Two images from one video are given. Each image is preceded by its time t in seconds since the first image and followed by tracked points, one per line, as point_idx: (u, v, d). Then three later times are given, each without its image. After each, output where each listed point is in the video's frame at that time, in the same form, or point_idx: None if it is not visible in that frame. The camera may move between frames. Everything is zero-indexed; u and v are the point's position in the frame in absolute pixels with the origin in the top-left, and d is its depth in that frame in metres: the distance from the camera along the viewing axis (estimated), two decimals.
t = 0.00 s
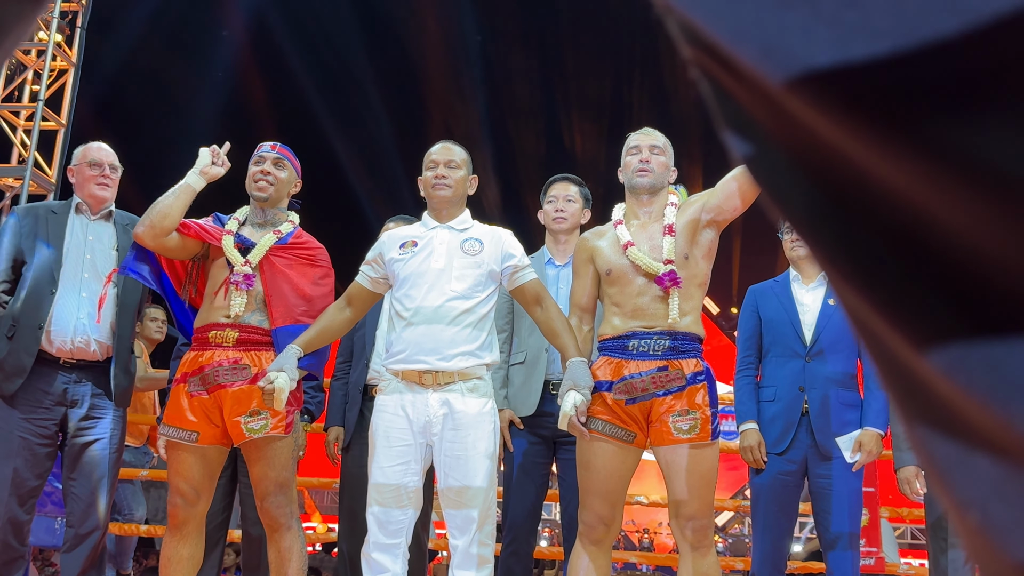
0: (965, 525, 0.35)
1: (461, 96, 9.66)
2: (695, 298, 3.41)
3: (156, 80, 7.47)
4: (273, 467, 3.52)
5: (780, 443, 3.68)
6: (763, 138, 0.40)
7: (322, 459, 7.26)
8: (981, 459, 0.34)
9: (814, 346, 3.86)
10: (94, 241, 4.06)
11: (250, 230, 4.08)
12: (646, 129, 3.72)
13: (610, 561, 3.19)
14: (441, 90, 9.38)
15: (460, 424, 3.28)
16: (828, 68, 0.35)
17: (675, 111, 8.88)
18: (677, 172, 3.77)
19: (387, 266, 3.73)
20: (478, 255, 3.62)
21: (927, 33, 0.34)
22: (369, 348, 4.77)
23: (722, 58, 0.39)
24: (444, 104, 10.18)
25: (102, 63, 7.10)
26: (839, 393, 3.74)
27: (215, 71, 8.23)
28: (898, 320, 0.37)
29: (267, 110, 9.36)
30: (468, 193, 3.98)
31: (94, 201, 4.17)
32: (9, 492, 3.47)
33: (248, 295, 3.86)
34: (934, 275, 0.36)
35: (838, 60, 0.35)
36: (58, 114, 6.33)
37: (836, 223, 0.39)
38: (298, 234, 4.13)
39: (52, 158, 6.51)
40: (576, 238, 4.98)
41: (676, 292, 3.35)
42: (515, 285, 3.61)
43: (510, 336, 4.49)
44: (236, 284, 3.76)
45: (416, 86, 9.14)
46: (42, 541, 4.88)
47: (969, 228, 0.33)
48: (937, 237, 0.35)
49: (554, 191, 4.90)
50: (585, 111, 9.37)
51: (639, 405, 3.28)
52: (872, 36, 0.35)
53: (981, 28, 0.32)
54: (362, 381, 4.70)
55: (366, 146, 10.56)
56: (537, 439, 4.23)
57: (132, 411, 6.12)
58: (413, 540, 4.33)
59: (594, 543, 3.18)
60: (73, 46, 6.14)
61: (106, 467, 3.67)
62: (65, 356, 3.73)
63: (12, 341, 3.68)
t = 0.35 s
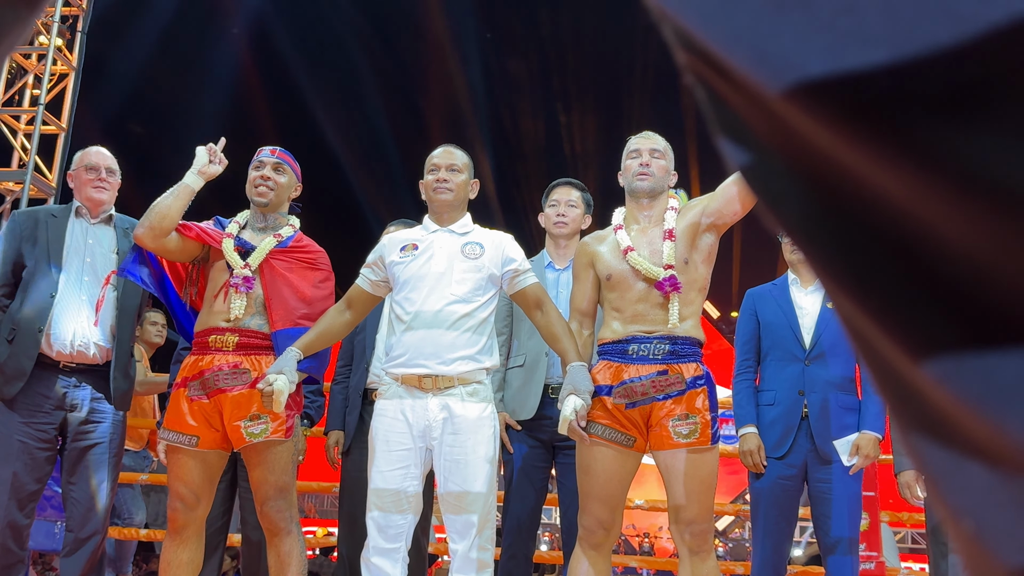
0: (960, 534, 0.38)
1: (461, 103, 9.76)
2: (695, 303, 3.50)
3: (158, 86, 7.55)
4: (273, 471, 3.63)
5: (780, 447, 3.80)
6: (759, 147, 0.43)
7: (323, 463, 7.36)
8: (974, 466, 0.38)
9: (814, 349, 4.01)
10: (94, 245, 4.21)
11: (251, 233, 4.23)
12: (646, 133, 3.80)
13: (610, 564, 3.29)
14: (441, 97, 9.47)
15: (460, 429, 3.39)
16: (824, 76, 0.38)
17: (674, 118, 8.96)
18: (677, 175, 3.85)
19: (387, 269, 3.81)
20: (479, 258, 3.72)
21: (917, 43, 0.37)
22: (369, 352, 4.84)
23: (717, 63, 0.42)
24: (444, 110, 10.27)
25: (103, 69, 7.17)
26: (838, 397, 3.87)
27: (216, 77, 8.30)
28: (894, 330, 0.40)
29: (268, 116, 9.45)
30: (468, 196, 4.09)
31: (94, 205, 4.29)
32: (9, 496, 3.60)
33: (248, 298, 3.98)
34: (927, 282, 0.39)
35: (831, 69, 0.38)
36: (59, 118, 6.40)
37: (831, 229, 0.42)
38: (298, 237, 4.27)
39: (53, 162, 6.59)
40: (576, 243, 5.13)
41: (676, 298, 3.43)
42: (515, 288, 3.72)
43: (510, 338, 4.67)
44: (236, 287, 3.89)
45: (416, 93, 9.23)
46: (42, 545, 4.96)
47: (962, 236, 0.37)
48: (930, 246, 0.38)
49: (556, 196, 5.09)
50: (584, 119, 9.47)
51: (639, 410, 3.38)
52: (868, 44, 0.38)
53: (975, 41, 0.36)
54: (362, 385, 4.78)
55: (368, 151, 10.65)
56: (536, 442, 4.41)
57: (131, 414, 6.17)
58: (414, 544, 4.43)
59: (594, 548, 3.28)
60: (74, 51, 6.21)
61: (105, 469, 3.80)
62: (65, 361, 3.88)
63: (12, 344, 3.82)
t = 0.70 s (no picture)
0: (964, 530, 0.43)
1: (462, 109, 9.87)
2: (695, 305, 3.79)
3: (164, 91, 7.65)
4: (274, 473, 3.81)
5: (780, 450, 3.97)
6: (765, 150, 0.48)
7: (326, 465, 7.49)
8: (976, 465, 0.42)
9: (815, 351, 4.17)
10: (94, 247, 4.33)
11: (253, 236, 4.40)
12: (646, 135, 4.07)
13: (611, 567, 3.50)
14: (443, 102, 9.58)
15: (462, 431, 3.62)
16: (829, 80, 0.43)
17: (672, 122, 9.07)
18: (677, 178, 4.14)
19: (389, 273, 4.05)
20: (480, 262, 3.95)
21: (913, 52, 0.42)
22: (370, 355, 4.92)
23: (718, 65, 0.47)
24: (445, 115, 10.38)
25: (107, 73, 7.25)
26: (838, 399, 4.05)
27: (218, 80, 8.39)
28: (897, 333, 0.44)
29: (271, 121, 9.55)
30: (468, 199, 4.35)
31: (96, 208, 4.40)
32: (10, 498, 3.71)
33: (250, 302, 4.16)
34: (926, 278, 0.43)
35: (833, 72, 0.43)
36: (61, 122, 6.48)
37: (838, 230, 0.46)
38: (299, 240, 4.44)
39: (56, 165, 6.69)
40: (577, 246, 5.20)
41: (676, 300, 3.70)
42: (516, 291, 3.95)
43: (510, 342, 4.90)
44: (237, 292, 4.07)
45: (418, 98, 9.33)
46: (44, 548, 5.07)
47: (964, 239, 0.41)
48: (931, 243, 0.42)
49: (557, 199, 5.15)
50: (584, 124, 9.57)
51: (641, 412, 3.62)
52: (870, 49, 0.42)
53: (972, 46, 0.40)
54: (364, 388, 4.86)
55: (370, 155, 10.75)
56: (537, 445, 4.59)
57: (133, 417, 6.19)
58: (416, 546, 4.56)
59: (595, 549, 3.49)
60: (78, 55, 6.30)
61: (106, 471, 3.93)
62: (65, 363, 4.00)
63: (12, 347, 3.92)
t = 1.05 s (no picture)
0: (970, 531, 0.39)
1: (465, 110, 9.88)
2: (699, 304, 3.77)
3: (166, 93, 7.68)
4: (279, 473, 3.83)
5: (783, 450, 3.97)
6: (772, 153, 0.42)
7: (331, 465, 7.52)
8: (984, 464, 0.38)
9: (819, 351, 4.17)
10: (95, 247, 4.31)
11: (257, 236, 4.42)
12: (651, 134, 4.09)
13: (615, 567, 3.52)
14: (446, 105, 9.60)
15: (465, 431, 3.63)
16: (841, 83, 0.37)
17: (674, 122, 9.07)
18: (681, 178, 4.16)
19: (393, 273, 4.06)
20: (483, 262, 3.97)
21: (928, 53, 0.37)
22: (373, 355, 4.92)
23: (727, 68, 0.41)
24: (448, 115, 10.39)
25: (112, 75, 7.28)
26: (841, 400, 4.05)
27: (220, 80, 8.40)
28: (904, 334, 0.39)
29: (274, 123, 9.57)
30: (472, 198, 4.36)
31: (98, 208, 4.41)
32: (12, 497, 3.76)
33: (254, 302, 4.18)
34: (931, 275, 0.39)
35: (846, 76, 0.37)
36: (63, 122, 6.49)
37: (840, 228, 0.41)
38: (303, 240, 4.44)
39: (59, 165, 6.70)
40: (581, 246, 5.21)
41: (680, 298, 3.69)
42: (520, 291, 3.98)
43: (513, 341, 4.92)
44: (242, 293, 4.08)
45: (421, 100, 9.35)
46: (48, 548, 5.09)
47: (970, 239, 0.36)
48: (940, 246, 0.38)
49: (561, 199, 5.17)
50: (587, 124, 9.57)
51: (644, 412, 3.63)
52: (877, 52, 0.37)
53: (984, 47, 0.36)
54: (367, 388, 4.85)
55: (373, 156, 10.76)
56: (540, 445, 4.60)
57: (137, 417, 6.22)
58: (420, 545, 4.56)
59: (600, 549, 3.53)
60: (81, 55, 6.31)
61: (109, 471, 3.90)
62: (66, 363, 4.00)
63: (14, 347, 3.98)
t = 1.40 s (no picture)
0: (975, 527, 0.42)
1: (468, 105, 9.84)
2: (705, 299, 3.78)
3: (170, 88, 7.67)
4: (284, 470, 3.81)
5: (789, 446, 3.95)
6: (772, 150, 0.47)
7: (335, 462, 7.52)
8: (986, 460, 0.42)
9: (824, 348, 4.13)
10: (96, 244, 4.35)
11: (262, 233, 4.40)
12: (656, 130, 4.11)
13: (620, 563, 3.56)
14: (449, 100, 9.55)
15: (470, 427, 3.61)
16: (838, 83, 0.42)
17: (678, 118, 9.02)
18: (686, 173, 4.18)
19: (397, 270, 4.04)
20: (488, 259, 3.95)
21: (926, 53, 0.40)
22: (378, 351, 4.90)
23: (729, 66, 0.46)
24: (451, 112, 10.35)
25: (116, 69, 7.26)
26: (847, 396, 4.02)
27: (225, 77, 8.38)
28: (904, 326, 0.43)
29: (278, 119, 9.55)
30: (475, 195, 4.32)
31: (97, 203, 4.43)
32: (15, 493, 3.73)
33: (259, 298, 4.15)
34: (931, 275, 0.42)
35: (845, 75, 0.41)
36: (67, 117, 6.48)
37: (846, 231, 0.45)
38: (309, 237, 4.42)
39: (65, 162, 6.70)
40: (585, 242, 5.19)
41: (685, 293, 3.72)
42: (524, 287, 3.96)
43: (518, 338, 4.86)
44: (247, 288, 4.05)
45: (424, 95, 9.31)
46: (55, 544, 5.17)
47: (968, 237, 0.40)
48: (934, 236, 0.41)
49: (564, 195, 5.13)
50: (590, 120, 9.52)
51: (649, 408, 3.65)
52: (879, 53, 0.41)
53: (976, 50, 0.39)
54: (372, 384, 4.84)
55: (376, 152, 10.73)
56: (545, 441, 4.57)
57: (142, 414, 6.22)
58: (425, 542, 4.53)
59: (604, 546, 3.54)
60: (86, 51, 6.31)
61: (113, 467, 3.83)
62: (67, 359, 4.01)
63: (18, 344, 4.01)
